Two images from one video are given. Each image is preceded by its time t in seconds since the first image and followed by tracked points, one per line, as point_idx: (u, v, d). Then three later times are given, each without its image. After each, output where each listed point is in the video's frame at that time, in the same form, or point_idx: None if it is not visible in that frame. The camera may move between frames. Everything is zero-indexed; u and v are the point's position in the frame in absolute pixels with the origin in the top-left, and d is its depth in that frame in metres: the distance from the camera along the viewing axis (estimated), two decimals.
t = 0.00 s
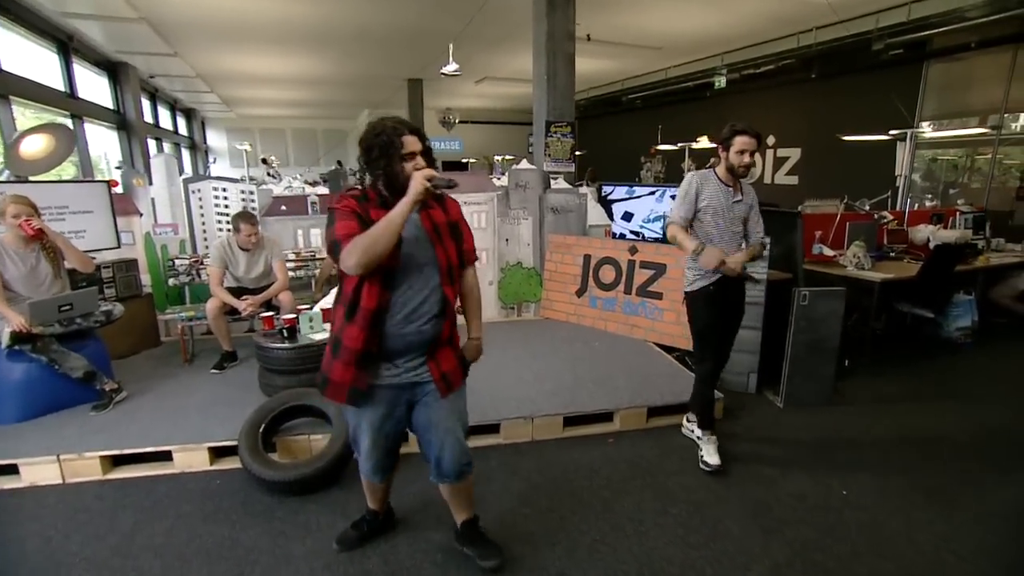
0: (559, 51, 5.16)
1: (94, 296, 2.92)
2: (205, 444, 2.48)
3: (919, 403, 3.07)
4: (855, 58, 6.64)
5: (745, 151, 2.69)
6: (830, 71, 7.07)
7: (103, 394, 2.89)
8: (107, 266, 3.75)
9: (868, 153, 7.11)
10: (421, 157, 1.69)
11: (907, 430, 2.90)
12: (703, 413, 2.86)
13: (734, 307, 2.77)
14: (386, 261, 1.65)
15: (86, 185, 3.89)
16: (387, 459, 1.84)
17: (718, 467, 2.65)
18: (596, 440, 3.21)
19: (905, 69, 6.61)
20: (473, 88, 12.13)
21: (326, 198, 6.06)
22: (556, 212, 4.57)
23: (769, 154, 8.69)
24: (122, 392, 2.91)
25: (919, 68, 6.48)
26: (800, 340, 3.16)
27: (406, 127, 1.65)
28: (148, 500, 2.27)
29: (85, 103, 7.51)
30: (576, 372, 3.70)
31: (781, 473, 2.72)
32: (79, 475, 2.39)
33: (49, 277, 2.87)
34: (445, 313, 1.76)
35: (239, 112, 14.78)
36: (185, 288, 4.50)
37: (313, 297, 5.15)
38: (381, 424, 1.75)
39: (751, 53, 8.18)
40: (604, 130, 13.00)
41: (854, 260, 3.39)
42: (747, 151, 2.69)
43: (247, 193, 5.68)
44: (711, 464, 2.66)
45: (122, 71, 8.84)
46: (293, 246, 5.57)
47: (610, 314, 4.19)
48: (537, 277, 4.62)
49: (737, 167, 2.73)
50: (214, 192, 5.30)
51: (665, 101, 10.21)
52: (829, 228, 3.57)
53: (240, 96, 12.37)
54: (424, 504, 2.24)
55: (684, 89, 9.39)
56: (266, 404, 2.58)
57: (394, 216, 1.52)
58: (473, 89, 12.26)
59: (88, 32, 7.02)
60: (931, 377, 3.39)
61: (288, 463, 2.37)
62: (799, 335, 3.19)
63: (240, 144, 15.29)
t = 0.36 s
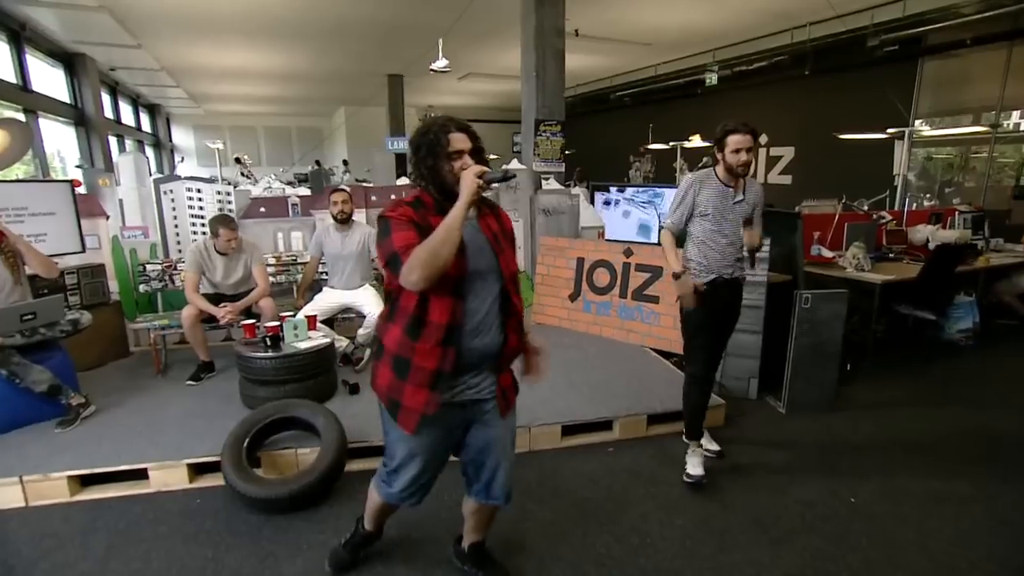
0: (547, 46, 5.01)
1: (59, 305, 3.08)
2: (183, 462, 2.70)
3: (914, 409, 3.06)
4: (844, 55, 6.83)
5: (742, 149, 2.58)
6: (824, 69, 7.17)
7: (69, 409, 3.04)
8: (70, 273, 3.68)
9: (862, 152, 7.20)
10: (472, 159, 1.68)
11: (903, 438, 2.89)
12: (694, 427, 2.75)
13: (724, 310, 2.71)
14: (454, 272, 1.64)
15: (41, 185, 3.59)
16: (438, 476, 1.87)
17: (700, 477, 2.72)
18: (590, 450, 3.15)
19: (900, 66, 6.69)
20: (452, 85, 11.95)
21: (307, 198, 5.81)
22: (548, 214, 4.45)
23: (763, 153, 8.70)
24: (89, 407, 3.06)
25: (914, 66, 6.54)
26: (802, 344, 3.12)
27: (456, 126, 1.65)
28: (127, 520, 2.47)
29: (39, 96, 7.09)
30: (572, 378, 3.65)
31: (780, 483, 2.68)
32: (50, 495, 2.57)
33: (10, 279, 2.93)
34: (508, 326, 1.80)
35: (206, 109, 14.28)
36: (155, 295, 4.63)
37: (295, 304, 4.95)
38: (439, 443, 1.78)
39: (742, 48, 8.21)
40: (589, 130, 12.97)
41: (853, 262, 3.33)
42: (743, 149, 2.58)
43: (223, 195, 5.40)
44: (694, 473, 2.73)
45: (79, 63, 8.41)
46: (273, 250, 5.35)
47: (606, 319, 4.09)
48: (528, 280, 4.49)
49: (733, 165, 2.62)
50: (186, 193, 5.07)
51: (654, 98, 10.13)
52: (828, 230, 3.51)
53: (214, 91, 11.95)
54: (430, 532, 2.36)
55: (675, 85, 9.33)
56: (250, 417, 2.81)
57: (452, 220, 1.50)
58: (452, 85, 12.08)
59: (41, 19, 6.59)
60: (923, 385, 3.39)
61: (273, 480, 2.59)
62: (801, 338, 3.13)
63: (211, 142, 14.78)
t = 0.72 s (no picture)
0: (540, 43, 4.88)
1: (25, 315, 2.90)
2: (164, 480, 2.65)
3: (920, 416, 3.02)
4: (840, 53, 6.84)
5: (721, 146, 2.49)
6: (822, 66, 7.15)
7: (37, 425, 3.00)
8: (35, 278, 3.53)
9: (860, 153, 7.26)
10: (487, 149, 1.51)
11: (909, 448, 2.85)
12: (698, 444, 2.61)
13: (727, 324, 2.57)
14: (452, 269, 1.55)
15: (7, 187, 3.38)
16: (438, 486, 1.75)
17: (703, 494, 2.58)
18: (589, 461, 3.06)
19: (899, 64, 6.71)
20: (435, 82, 11.75)
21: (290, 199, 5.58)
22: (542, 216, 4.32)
23: (759, 153, 8.67)
24: (59, 424, 3.04)
25: (913, 65, 6.57)
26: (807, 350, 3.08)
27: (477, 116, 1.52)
28: (105, 543, 2.42)
29: None
30: (571, 386, 3.55)
31: (788, 494, 2.62)
32: (19, 519, 2.52)
33: None
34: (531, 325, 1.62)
35: (175, 105, 13.83)
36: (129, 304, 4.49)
37: (279, 312, 4.76)
38: (438, 450, 1.66)
39: (736, 46, 8.21)
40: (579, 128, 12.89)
41: (857, 265, 3.27)
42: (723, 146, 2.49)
43: (202, 197, 5.15)
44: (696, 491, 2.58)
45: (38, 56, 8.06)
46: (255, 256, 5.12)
47: (603, 325, 3.99)
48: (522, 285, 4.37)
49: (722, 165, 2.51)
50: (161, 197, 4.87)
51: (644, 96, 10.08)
52: (830, 232, 3.43)
53: (184, 87, 11.58)
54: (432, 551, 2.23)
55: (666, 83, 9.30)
56: (240, 429, 2.78)
57: (439, 224, 1.44)
58: (435, 83, 11.87)
59: None
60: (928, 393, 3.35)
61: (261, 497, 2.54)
62: (808, 344, 3.09)
63: (182, 141, 14.33)
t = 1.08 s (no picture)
0: (529, 38, 4.72)
1: None
2: (135, 506, 2.52)
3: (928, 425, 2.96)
4: (839, 46, 6.72)
5: (714, 141, 2.33)
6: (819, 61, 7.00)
7: None
8: None
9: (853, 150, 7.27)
10: (432, 165, 1.50)
11: (920, 458, 2.78)
12: (703, 467, 2.45)
13: (730, 337, 2.37)
14: (399, 284, 1.58)
15: None
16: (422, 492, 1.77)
17: (715, 523, 2.42)
18: (587, 476, 2.94)
19: (900, 60, 6.68)
20: (415, 79, 11.48)
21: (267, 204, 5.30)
22: (534, 221, 4.17)
23: (756, 153, 8.62)
24: (14, 449, 2.98)
25: (915, 60, 6.55)
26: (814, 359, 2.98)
27: (425, 132, 1.52)
28: None
29: None
30: (568, 398, 3.40)
31: (800, 509, 2.53)
32: None
33: None
34: (485, 346, 1.55)
35: (132, 100, 13.27)
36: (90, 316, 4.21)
37: (257, 324, 4.51)
38: (408, 459, 1.67)
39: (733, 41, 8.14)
40: (566, 126, 12.72)
41: (862, 269, 3.17)
42: (717, 139, 2.32)
43: (170, 200, 4.75)
44: (706, 520, 2.43)
45: None
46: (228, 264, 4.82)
47: (599, 334, 3.83)
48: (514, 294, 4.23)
49: (711, 160, 2.35)
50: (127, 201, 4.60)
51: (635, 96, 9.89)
52: (834, 236, 3.32)
53: (133, 81, 11.04)
54: None
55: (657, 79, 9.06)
56: (225, 443, 2.68)
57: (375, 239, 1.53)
58: (413, 80, 11.60)
59: None
60: (934, 402, 3.28)
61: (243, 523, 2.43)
62: (816, 352, 2.99)
63: (144, 139, 13.73)
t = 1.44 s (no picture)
0: (515, 31, 4.55)
1: None
2: (97, 538, 2.35)
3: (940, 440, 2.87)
4: (837, 44, 6.85)
5: (751, 134, 2.03)
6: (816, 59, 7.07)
7: None
8: None
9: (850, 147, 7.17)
10: (383, 163, 1.58)
11: (934, 471, 2.68)
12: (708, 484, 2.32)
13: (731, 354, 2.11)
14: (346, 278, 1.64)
15: None
16: (388, 487, 1.77)
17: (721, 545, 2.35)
18: (586, 498, 2.78)
19: (903, 53, 6.56)
20: (386, 74, 11.10)
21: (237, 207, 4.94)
22: (522, 226, 4.00)
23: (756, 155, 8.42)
24: None
25: (918, 54, 6.45)
26: (822, 369, 2.86)
27: (378, 131, 1.59)
28: None
29: None
30: (563, 413, 3.22)
31: (815, 524, 2.40)
32: None
33: None
34: (419, 348, 1.56)
35: (74, 93, 12.59)
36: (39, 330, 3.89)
37: (227, 337, 4.21)
38: (368, 451, 1.70)
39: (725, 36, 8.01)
40: (550, 122, 12.53)
41: (869, 275, 3.07)
42: (752, 135, 2.04)
43: (128, 202, 4.46)
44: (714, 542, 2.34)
45: None
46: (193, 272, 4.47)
47: (593, 345, 3.66)
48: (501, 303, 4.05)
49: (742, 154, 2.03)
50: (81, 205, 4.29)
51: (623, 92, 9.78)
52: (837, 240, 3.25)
53: (76, 73, 10.42)
54: None
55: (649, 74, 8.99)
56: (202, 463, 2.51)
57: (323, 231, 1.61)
58: (385, 75, 11.22)
59: None
60: (944, 413, 3.19)
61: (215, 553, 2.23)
62: (825, 362, 2.86)
63: (93, 137, 13.05)
